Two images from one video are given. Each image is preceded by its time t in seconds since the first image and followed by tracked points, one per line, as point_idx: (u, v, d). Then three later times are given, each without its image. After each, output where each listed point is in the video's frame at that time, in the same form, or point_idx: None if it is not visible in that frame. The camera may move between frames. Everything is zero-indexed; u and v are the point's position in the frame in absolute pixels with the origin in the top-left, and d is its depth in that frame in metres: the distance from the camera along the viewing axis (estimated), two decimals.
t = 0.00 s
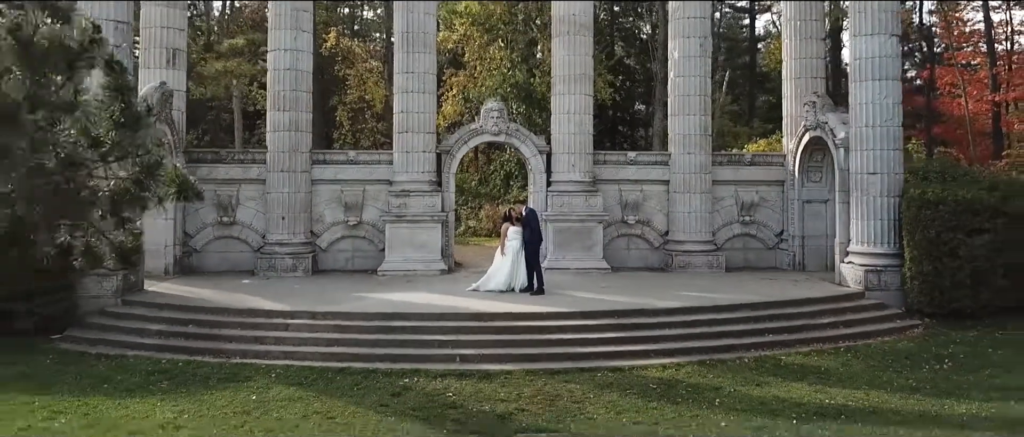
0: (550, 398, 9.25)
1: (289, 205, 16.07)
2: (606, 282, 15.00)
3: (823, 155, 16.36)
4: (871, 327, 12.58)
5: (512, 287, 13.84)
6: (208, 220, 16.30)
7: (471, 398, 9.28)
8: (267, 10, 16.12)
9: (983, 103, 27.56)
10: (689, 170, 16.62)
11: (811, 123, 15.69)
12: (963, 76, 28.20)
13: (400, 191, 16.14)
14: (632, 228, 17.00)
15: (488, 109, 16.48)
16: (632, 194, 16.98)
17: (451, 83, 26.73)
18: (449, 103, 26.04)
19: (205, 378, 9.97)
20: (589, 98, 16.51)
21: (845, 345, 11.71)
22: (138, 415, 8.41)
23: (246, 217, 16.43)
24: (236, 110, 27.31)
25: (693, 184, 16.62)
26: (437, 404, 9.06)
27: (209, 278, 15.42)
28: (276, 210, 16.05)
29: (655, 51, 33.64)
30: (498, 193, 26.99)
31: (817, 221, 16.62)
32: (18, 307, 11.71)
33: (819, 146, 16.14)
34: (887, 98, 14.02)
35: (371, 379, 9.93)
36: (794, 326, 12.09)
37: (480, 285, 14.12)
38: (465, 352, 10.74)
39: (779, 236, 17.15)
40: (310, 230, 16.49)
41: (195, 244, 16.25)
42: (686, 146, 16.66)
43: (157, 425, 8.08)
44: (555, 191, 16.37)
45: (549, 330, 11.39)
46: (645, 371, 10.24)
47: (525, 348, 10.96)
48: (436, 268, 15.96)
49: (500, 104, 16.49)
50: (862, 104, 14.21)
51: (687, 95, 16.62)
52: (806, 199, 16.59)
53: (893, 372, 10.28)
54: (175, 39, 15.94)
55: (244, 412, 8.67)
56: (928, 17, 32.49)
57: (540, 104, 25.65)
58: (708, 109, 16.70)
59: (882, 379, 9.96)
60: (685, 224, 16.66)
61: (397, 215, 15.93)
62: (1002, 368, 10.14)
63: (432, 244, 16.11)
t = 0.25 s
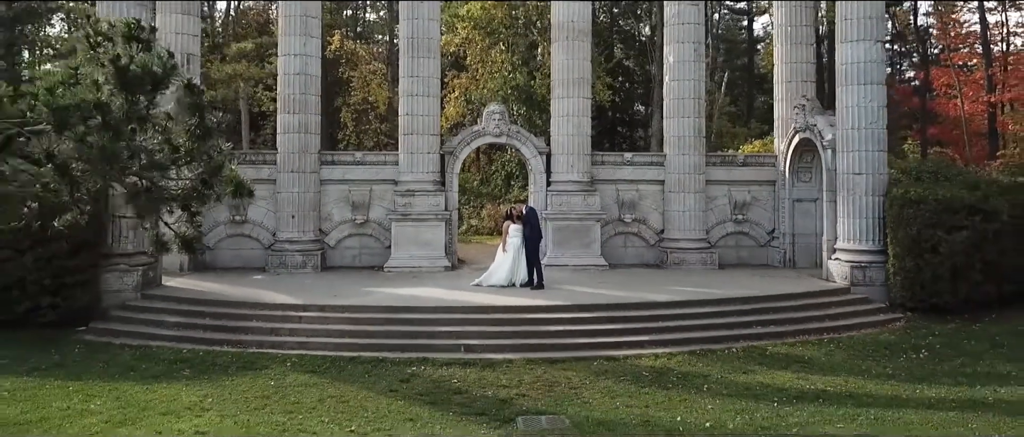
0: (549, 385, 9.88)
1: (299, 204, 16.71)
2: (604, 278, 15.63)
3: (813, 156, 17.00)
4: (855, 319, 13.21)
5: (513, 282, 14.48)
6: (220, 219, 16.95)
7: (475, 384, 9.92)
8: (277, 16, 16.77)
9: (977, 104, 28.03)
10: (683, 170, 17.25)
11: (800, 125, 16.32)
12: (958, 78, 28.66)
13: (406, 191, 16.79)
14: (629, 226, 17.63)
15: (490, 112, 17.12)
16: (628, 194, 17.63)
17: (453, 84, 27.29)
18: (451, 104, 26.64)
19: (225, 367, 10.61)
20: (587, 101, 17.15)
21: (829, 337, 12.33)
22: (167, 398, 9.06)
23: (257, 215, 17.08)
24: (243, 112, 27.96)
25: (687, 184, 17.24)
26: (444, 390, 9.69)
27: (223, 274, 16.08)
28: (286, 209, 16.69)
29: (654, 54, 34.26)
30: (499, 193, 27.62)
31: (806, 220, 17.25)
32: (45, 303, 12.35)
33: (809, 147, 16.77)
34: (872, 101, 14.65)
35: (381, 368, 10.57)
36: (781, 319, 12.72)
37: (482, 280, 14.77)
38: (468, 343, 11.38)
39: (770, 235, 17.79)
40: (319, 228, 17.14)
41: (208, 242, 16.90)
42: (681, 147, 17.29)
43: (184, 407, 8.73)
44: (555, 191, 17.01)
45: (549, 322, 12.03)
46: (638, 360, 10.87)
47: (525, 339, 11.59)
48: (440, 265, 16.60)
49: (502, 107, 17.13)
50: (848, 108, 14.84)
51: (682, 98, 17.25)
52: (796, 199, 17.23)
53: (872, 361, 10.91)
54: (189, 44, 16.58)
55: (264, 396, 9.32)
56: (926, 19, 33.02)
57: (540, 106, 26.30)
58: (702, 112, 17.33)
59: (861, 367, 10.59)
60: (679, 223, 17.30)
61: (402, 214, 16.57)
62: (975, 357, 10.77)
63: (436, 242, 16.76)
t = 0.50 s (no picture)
0: (548, 373, 10.53)
1: (308, 204, 17.38)
2: (601, 274, 16.29)
3: (802, 157, 17.66)
4: (840, 313, 13.86)
5: (514, 278, 15.14)
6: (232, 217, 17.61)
7: (479, 372, 10.57)
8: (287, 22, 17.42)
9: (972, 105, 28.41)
10: (678, 171, 17.91)
11: (790, 127, 16.97)
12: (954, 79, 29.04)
13: (411, 191, 17.46)
14: (626, 225, 18.29)
15: (492, 115, 17.78)
16: (625, 193, 18.30)
17: (455, 87, 27.92)
18: (454, 106, 27.29)
19: (243, 356, 11.27)
20: (586, 104, 17.81)
21: (815, 329, 12.98)
22: (192, 383, 9.72)
23: (267, 214, 17.74)
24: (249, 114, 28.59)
25: (682, 184, 17.90)
26: (450, 377, 10.35)
27: (235, 270, 16.74)
28: (295, 208, 17.36)
29: (652, 56, 34.87)
30: (500, 193, 28.25)
31: (796, 219, 17.91)
32: (71, 297, 13.03)
33: (798, 149, 17.42)
34: (858, 105, 15.30)
35: (390, 357, 11.23)
36: (770, 313, 13.37)
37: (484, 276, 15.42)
38: (472, 334, 12.05)
39: (762, 233, 18.44)
40: (327, 227, 17.80)
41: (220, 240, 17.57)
42: (676, 148, 17.94)
43: (209, 391, 9.39)
44: (554, 191, 17.68)
45: (548, 315, 12.69)
46: (633, 350, 11.52)
47: (526, 331, 12.26)
48: (444, 262, 17.27)
49: (503, 110, 17.79)
50: (836, 111, 15.48)
51: (677, 101, 17.90)
52: (786, 198, 17.89)
53: (854, 351, 11.56)
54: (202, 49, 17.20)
55: (282, 381, 9.98)
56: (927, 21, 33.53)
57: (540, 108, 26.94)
58: (696, 115, 17.99)
59: (842, 356, 11.25)
60: (674, 221, 17.95)
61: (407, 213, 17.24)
62: (950, 347, 11.41)
63: (440, 239, 17.43)
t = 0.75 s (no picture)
0: (547, 361, 11.19)
1: (316, 203, 18.04)
2: (598, 270, 16.95)
3: (793, 158, 18.31)
4: (826, 308, 14.51)
5: (515, 275, 15.81)
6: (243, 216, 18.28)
7: (481, 361, 11.23)
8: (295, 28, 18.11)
9: (967, 107, 29.01)
10: (673, 172, 18.57)
11: (781, 129, 17.63)
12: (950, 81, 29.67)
13: (416, 191, 18.12)
14: (623, 223, 18.95)
15: (494, 117, 18.44)
16: (622, 193, 18.96)
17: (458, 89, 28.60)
18: (456, 109, 28.01)
19: (259, 346, 11.93)
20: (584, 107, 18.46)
21: (801, 322, 13.63)
22: (213, 370, 10.37)
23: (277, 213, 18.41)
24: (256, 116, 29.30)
25: (676, 185, 18.56)
26: (454, 365, 11.01)
27: (247, 267, 17.40)
28: (304, 207, 18.02)
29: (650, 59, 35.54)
30: (500, 192, 28.93)
31: (787, 217, 18.56)
32: (93, 291, 13.66)
33: (789, 150, 18.07)
34: (845, 108, 15.95)
35: (397, 347, 11.89)
36: (759, 307, 14.02)
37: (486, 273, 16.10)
38: (475, 327, 12.71)
39: (755, 231, 19.09)
40: (335, 225, 18.47)
41: (232, 238, 18.24)
42: (671, 150, 18.60)
43: (230, 377, 10.05)
44: (553, 190, 18.35)
45: (547, 309, 13.35)
46: (627, 342, 12.18)
47: (526, 323, 12.91)
48: (447, 259, 17.94)
49: (505, 113, 18.45)
50: (823, 113, 16.14)
51: (672, 104, 18.56)
52: (778, 197, 18.54)
53: (837, 342, 12.21)
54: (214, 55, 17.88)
55: (297, 368, 10.63)
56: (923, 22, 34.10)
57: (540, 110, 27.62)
58: (690, 117, 18.64)
59: (825, 347, 11.90)
60: (669, 220, 18.61)
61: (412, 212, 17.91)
62: (928, 338, 12.05)
63: (443, 237, 18.09)
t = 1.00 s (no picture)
0: (545, 351, 11.86)
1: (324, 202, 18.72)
2: (596, 267, 17.63)
3: (783, 159, 18.99)
4: (813, 302, 15.18)
5: (516, 270, 16.50)
6: (254, 215, 18.96)
7: (483, 351, 11.90)
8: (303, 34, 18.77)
9: (964, 107, 29.47)
10: (667, 172, 19.24)
11: (771, 131, 18.31)
12: (947, 82, 30.07)
13: (420, 190, 18.81)
14: (619, 222, 19.63)
15: (495, 119, 19.11)
16: (618, 194, 19.66)
17: (460, 91, 29.26)
18: (458, 110, 28.71)
19: (273, 338, 12.60)
20: (582, 110, 19.13)
21: (788, 316, 14.31)
22: (232, 358, 11.03)
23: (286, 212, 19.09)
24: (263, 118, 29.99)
25: (672, 184, 19.23)
26: (459, 355, 11.68)
27: (257, 264, 18.07)
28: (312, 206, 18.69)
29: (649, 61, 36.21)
30: (502, 192, 29.57)
31: (778, 216, 19.24)
32: (114, 285, 14.33)
33: (779, 151, 18.75)
34: (832, 111, 16.63)
35: (404, 338, 12.58)
36: (748, 301, 14.70)
37: (488, 269, 16.79)
38: (477, 319, 13.39)
39: (748, 229, 19.74)
40: (342, 223, 19.15)
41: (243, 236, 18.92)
42: (666, 151, 19.28)
43: (250, 363, 10.73)
44: (552, 190, 19.04)
45: (546, 302, 14.03)
46: (622, 333, 12.84)
47: (526, 316, 13.58)
48: (450, 256, 18.62)
49: (505, 115, 19.12)
50: (812, 116, 16.79)
51: (667, 107, 19.22)
52: (769, 197, 19.22)
53: (820, 334, 12.88)
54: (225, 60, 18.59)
55: (310, 357, 11.30)
56: (921, 24, 34.59)
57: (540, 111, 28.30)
58: (685, 120, 19.31)
59: (809, 338, 12.57)
60: (664, 218, 19.29)
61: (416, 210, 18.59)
62: (907, 330, 12.70)
63: (446, 235, 18.79)
